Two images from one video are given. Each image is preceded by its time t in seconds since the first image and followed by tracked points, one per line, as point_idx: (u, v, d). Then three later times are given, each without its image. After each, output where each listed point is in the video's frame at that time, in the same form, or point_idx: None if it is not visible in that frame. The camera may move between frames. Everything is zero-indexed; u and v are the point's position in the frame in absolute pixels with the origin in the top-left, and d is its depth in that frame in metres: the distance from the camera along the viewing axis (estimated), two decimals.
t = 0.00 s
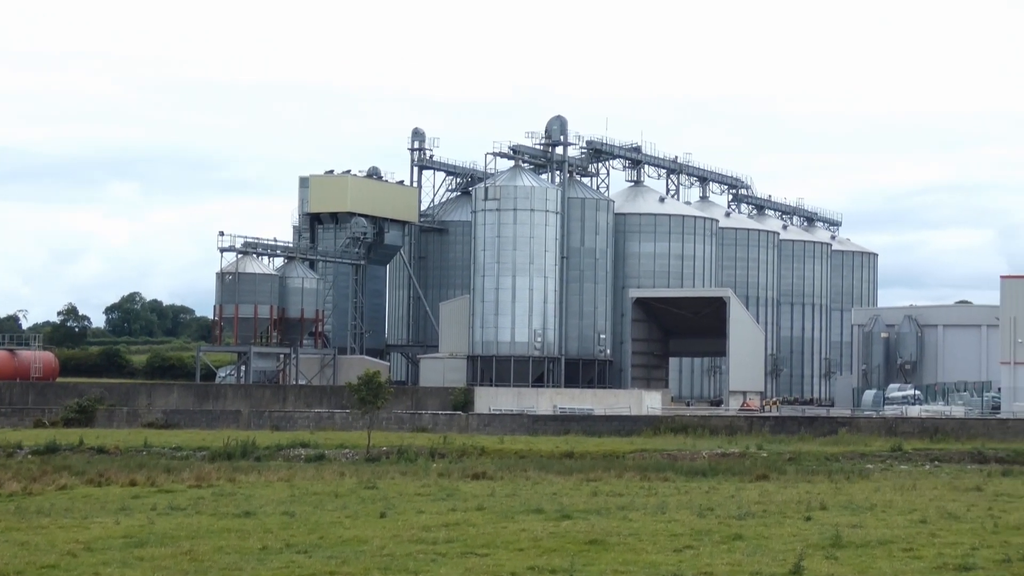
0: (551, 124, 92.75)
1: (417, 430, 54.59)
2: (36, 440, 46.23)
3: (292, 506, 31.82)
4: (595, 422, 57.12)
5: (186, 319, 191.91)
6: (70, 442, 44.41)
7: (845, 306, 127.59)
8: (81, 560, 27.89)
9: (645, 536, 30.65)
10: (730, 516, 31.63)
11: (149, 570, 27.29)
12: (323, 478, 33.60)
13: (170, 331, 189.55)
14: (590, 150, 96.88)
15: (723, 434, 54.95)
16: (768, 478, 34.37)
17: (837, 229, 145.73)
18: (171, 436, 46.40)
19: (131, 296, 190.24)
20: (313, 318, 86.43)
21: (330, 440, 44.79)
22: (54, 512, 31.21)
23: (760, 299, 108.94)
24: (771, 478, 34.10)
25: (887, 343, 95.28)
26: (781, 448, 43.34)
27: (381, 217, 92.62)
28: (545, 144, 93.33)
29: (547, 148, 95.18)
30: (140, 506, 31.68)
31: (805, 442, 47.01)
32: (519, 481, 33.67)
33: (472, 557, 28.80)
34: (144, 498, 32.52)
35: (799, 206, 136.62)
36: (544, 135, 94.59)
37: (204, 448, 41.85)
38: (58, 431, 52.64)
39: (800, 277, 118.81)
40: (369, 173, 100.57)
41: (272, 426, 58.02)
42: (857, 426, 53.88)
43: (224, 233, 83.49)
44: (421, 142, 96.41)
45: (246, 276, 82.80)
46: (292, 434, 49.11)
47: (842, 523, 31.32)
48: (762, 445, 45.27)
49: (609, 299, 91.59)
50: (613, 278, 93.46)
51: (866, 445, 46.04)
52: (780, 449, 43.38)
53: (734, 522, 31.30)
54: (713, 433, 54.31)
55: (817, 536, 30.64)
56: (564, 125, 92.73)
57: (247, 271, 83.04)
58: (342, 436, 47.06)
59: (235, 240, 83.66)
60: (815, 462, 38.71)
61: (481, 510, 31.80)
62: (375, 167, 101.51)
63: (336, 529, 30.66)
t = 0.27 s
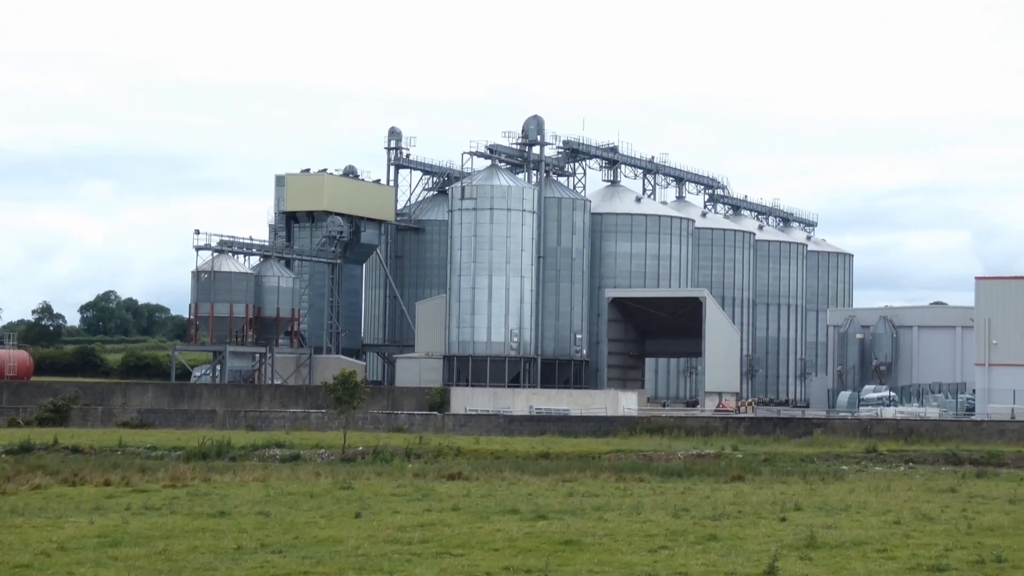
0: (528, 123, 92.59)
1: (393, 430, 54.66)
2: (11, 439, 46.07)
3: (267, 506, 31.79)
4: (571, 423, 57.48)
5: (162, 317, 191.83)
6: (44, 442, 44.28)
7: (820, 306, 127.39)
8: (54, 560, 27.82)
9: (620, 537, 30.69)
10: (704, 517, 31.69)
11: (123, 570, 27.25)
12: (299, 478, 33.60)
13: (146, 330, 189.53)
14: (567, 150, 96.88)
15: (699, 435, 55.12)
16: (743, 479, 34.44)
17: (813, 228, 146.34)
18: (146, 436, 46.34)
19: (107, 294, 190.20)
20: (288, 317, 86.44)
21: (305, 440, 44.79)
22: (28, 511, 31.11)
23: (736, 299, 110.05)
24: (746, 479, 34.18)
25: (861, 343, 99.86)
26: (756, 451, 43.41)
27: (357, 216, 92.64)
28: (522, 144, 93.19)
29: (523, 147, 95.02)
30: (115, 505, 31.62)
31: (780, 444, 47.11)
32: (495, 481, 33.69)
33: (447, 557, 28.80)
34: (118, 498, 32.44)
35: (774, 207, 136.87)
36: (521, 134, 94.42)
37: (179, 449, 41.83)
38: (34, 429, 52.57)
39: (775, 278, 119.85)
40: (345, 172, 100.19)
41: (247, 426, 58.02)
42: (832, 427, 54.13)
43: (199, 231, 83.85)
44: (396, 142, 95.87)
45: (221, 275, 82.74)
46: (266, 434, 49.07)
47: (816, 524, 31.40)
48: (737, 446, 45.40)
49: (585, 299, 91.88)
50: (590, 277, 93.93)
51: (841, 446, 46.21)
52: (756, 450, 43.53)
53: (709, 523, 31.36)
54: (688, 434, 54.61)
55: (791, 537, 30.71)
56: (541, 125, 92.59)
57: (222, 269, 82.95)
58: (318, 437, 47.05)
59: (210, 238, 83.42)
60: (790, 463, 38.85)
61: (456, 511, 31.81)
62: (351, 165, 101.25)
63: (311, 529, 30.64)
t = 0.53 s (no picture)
0: (504, 122, 92.70)
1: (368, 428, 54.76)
2: None
3: (241, 504, 31.76)
4: (546, 422, 57.61)
5: (136, 316, 191.78)
6: (18, 439, 44.17)
7: (795, 306, 128.26)
8: (27, 558, 27.74)
9: (595, 535, 30.70)
10: (679, 516, 31.75)
11: (96, 568, 27.19)
12: (273, 476, 33.60)
13: (120, 328, 189.46)
14: (543, 149, 97.73)
15: (674, 433, 55.27)
16: (717, 478, 34.51)
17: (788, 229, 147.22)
18: (120, 434, 46.27)
19: (81, 292, 190.16)
20: (263, 316, 86.77)
21: (279, 438, 44.85)
22: (1, 509, 31.00)
23: (712, 299, 110.96)
24: (720, 478, 34.24)
25: (836, 343, 101.61)
26: (730, 449, 43.49)
27: (332, 215, 92.40)
28: (497, 143, 93.25)
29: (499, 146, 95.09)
30: (88, 503, 31.54)
31: (754, 443, 47.22)
32: (470, 480, 33.71)
33: (421, 556, 28.79)
34: (92, 496, 32.37)
35: (749, 207, 137.72)
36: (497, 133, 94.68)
37: (153, 446, 41.84)
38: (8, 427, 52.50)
39: (749, 277, 120.39)
40: (320, 172, 99.86)
41: (222, 424, 57.99)
42: (806, 426, 54.46)
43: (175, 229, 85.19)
44: (373, 140, 96.04)
45: (196, 273, 83.04)
46: (240, 432, 49.04)
47: (790, 522, 31.47)
48: (712, 444, 45.51)
49: (560, 298, 92.44)
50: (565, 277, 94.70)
51: (815, 445, 46.37)
52: (729, 449, 43.73)
53: (683, 522, 31.41)
54: (662, 433, 54.89)
55: (765, 536, 30.75)
56: (517, 124, 92.67)
57: (197, 268, 83.23)
58: (291, 435, 47.01)
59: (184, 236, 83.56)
60: (764, 462, 39.00)
61: (430, 509, 31.82)
62: (327, 165, 100.95)
63: (285, 528, 30.60)
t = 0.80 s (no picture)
0: (480, 119, 93.73)
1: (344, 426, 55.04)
2: None
3: (216, 501, 31.74)
4: (522, 418, 57.86)
5: (112, 312, 192.35)
6: None
7: (772, 304, 128.73)
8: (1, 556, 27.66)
9: (570, 532, 30.70)
10: (654, 513, 31.79)
11: (70, 566, 27.12)
12: (248, 473, 33.64)
13: (95, 325, 190.02)
14: (519, 147, 98.50)
15: (650, 431, 55.64)
16: (692, 475, 34.64)
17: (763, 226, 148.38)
18: (95, 431, 46.30)
19: (56, 288, 190.74)
20: (238, 312, 87.01)
21: (253, 435, 45.02)
22: None
23: (686, 296, 111.80)
24: (695, 475, 34.35)
25: (810, 340, 103.80)
26: (705, 447, 43.83)
27: (308, 212, 92.57)
28: (474, 140, 94.12)
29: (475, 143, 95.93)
30: (62, 500, 31.49)
31: (730, 440, 47.53)
32: (445, 477, 33.76)
33: (397, 553, 28.75)
34: (66, 494, 32.32)
35: (725, 204, 138.79)
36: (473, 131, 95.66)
37: (128, 443, 42.00)
38: None
39: (725, 274, 121.36)
40: (297, 167, 100.70)
41: (197, 421, 58.07)
42: (781, 423, 54.92)
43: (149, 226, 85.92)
44: (349, 137, 96.36)
45: (170, 270, 83.37)
46: (216, 429, 49.12)
47: (765, 519, 31.53)
48: (687, 441, 45.86)
49: (536, 295, 92.44)
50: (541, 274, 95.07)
51: (790, 443, 46.75)
52: (704, 446, 44.07)
53: (659, 519, 31.44)
54: (637, 429, 55.36)
55: (740, 533, 30.77)
56: (492, 121, 93.71)
57: (172, 265, 83.58)
58: (267, 431, 47.15)
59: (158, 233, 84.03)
60: (739, 458, 39.25)
61: (406, 506, 31.83)
62: (302, 161, 101.56)
63: (260, 525, 30.56)
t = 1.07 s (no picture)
0: (460, 115, 94.50)
1: (325, 422, 55.43)
2: None
3: (196, 497, 31.77)
4: (503, 414, 58.15)
5: (92, 308, 192.76)
6: None
7: (750, 299, 131.28)
8: None
9: (551, 528, 30.68)
10: (635, 508, 31.84)
11: (50, 561, 27.08)
12: (229, 470, 33.76)
13: (75, 320, 190.53)
14: (499, 142, 98.58)
15: (631, 427, 56.04)
16: (672, 471, 34.85)
17: (743, 223, 149.44)
18: (75, 427, 46.43)
19: (35, 285, 191.18)
20: (219, 308, 86.92)
21: (234, 432, 45.32)
22: None
23: (668, 292, 111.79)
24: (676, 471, 34.52)
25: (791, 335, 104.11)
26: (686, 442, 44.40)
27: (287, 207, 92.28)
28: (455, 136, 95.00)
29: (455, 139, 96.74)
30: (42, 497, 31.50)
31: (710, 436, 47.92)
32: (426, 473, 33.90)
33: (377, 549, 28.71)
34: (46, 490, 32.35)
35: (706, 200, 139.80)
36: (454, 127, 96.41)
37: (108, 440, 42.27)
38: None
39: (706, 270, 122.14)
40: (277, 163, 100.92)
41: (177, 417, 58.25)
42: (761, 419, 55.30)
43: (131, 222, 86.80)
44: (328, 133, 95.85)
45: (151, 265, 83.06)
46: (198, 425, 49.41)
47: (745, 515, 31.58)
48: (667, 437, 46.24)
49: (517, 291, 93.43)
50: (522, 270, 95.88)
51: (770, 439, 47.12)
52: (684, 442, 44.46)
53: (639, 514, 31.48)
54: (618, 426, 55.82)
55: (721, 528, 30.77)
56: (473, 116, 94.50)
57: (152, 260, 83.26)
58: (247, 428, 47.39)
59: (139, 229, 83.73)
60: (719, 454, 39.65)
61: (387, 502, 31.87)
62: (282, 158, 101.77)
63: (241, 521, 30.56)
